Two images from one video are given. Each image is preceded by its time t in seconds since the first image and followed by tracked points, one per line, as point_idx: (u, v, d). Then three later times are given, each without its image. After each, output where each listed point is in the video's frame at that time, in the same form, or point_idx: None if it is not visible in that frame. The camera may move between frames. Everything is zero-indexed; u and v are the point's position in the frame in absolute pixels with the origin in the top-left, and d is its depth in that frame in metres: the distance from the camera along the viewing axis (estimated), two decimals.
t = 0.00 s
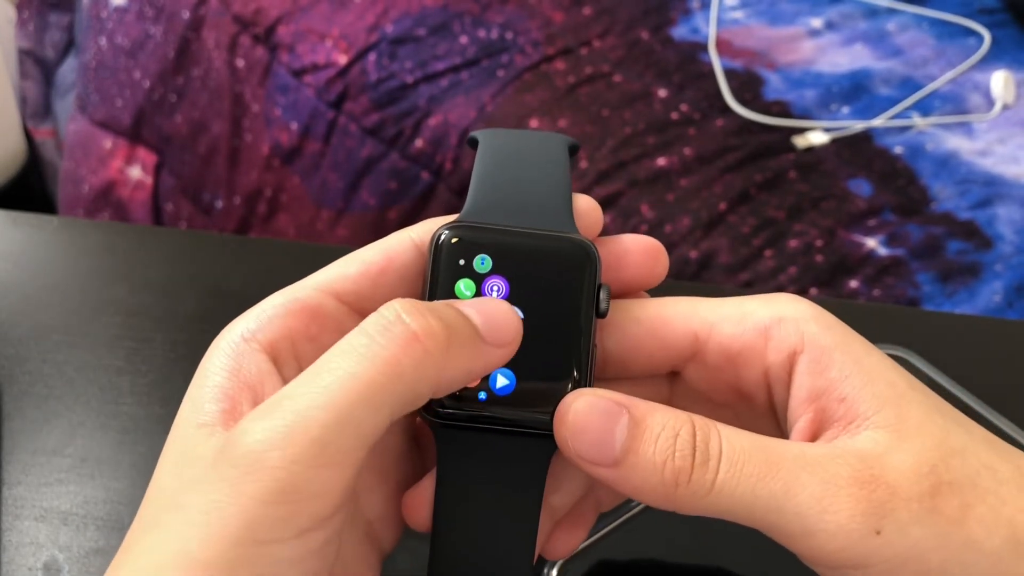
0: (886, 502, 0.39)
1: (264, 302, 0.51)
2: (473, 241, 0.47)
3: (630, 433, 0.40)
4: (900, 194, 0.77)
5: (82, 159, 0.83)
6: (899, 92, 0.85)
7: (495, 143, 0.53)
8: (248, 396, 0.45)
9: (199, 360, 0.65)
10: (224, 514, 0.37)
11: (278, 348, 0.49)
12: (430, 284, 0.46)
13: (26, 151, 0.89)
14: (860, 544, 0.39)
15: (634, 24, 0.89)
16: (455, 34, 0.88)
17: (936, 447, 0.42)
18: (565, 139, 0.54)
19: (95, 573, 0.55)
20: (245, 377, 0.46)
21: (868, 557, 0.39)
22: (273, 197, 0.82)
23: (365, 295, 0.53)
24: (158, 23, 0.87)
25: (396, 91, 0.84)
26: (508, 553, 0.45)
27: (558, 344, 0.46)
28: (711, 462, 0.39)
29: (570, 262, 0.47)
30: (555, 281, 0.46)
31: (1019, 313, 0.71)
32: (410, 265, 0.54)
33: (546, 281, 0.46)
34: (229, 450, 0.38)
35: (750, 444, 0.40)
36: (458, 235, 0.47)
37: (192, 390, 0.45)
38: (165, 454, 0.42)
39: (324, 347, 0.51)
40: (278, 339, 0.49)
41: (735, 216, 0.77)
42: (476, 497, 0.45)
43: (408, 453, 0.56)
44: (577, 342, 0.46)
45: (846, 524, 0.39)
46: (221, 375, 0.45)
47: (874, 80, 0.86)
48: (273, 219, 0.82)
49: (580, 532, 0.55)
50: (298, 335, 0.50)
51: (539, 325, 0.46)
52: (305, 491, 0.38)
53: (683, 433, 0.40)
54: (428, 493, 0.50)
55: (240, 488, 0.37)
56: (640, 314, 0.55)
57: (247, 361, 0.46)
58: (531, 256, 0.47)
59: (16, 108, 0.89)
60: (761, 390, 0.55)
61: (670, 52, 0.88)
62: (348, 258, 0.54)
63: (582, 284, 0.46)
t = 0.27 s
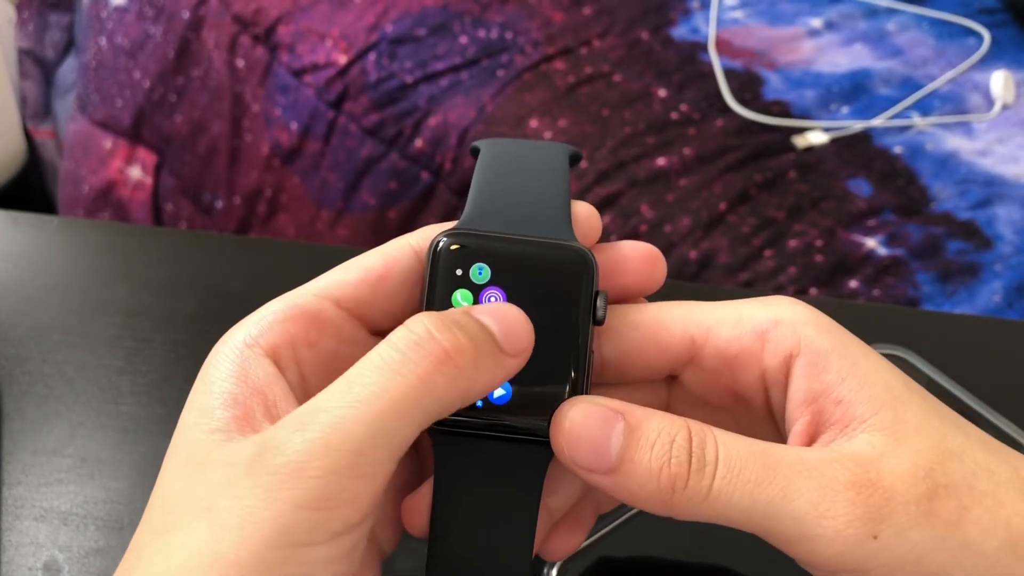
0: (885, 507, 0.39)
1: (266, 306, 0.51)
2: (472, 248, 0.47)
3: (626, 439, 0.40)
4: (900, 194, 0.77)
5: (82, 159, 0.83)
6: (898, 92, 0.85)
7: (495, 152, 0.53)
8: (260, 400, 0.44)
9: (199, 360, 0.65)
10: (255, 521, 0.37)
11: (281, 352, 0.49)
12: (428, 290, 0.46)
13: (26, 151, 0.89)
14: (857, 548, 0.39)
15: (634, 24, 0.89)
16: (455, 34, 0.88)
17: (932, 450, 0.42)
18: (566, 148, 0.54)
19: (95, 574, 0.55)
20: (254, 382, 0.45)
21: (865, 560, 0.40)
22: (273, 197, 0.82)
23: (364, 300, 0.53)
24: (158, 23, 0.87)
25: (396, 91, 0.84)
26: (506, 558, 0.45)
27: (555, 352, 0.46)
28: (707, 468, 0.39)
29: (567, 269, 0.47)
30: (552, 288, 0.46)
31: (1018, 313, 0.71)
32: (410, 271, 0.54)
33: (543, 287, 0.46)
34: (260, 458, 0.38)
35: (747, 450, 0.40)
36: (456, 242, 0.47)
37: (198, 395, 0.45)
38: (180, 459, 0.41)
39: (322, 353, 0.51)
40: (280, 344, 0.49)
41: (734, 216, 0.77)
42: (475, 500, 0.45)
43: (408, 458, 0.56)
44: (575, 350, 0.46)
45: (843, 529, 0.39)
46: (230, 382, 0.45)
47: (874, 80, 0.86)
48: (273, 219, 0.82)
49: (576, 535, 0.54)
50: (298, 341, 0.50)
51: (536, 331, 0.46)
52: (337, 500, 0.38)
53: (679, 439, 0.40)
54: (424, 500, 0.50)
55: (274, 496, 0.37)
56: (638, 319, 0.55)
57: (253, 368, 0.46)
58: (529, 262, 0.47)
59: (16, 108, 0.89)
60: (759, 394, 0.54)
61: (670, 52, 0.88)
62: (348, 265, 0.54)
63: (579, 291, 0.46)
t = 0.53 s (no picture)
0: (888, 501, 0.39)
1: (268, 307, 0.50)
2: (474, 246, 0.47)
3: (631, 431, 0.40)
4: (900, 194, 0.77)
5: (82, 159, 0.84)
6: (898, 92, 0.85)
7: (493, 151, 0.53)
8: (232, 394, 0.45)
9: (199, 360, 0.65)
10: (190, 507, 0.37)
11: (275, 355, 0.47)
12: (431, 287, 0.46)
13: (26, 151, 0.90)
14: (861, 542, 0.39)
15: (634, 24, 0.89)
16: (455, 34, 0.88)
17: (935, 446, 0.42)
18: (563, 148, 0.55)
19: (95, 573, 0.55)
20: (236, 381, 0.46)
21: (869, 555, 0.39)
22: (273, 197, 0.82)
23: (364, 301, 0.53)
24: (158, 23, 0.87)
25: (396, 91, 0.84)
26: (510, 557, 0.45)
27: (558, 348, 0.46)
28: (712, 460, 0.39)
29: (569, 265, 0.47)
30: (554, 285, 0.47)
31: (1018, 314, 0.71)
32: (410, 270, 0.54)
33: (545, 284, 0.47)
34: (186, 444, 0.39)
35: (752, 442, 0.40)
36: (458, 239, 0.47)
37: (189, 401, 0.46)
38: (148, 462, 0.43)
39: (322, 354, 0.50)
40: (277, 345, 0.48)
41: (735, 216, 0.77)
42: (479, 499, 0.45)
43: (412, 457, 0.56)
44: (576, 345, 0.46)
45: (848, 523, 0.39)
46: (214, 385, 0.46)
47: (874, 80, 0.86)
48: (273, 219, 0.82)
49: (578, 534, 0.54)
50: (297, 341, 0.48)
51: (539, 327, 0.46)
52: (264, 474, 0.39)
53: (684, 432, 0.40)
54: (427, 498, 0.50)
55: (199, 478, 0.38)
56: (639, 316, 0.55)
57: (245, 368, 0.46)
58: (531, 259, 0.47)
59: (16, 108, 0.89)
60: (761, 390, 0.55)
61: (670, 52, 0.88)
62: (348, 266, 0.54)
63: (580, 287, 0.47)
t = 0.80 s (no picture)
0: (890, 499, 0.39)
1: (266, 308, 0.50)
2: (475, 243, 0.47)
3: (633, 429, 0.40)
4: (900, 194, 0.77)
5: (83, 159, 0.84)
6: (898, 92, 0.85)
7: (495, 148, 0.53)
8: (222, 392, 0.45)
9: (200, 360, 0.65)
10: (178, 505, 0.37)
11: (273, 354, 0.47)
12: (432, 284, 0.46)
13: (26, 151, 0.90)
14: (865, 540, 0.39)
15: (634, 24, 0.89)
16: (455, 34, 0.88)
17: (937, 445, 0.42)
18: (566, 145, 0.54)
19: (95, 573, 0.55)
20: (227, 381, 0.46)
21: (871, 554, 0.39)
22: (273, 197, 0.82)
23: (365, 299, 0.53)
24: (158, 23, 0.87)
25: (396, 92, 0.84)
26: (511, 556, 0.45)
27: (559, 346, 0.46)
28: (715, 458, 0.39)
29: (571, 263, 0.47)
30: (555, 283, 0.47)
31: (1018, 314, 0.71)
32: (411, 269, 0.54)
33: (546, 282, 0.47)
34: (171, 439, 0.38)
35: (754, 441, 0.40)
36: (460, 236, 0.47)
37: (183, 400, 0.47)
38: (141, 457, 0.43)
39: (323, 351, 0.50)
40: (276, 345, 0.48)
41: (735, 216, 0.77)
42: (481, 497, 0.45)
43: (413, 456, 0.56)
44: (578, 344, 0.46)
45: (851, 521, 0.39)
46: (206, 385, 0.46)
47: (874, 80, 0.86)
48: (273, 219, 0.82)
49: (579, 532, 0.54)
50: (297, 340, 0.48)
51: (540, 326, 0.46)
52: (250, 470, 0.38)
53: (686, 430, 0.40)
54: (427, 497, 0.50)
55: (185, 473, 0.37)
56: (641, 314, 0.55)
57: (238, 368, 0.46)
58: (533, 257, 0.47)
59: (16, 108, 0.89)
60: (762, 389, 0.55)
61: (670, 53, 0.88)
62: (350, 265, 0.54)
63: (582, 285, 0.47)
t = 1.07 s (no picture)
0: (890, 498, 0.39)
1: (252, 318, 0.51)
2: (474, 243, 0.47)
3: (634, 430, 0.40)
4: (900, 194, 0.77)
5: (83, 159, 0.84)
6: (898, 92, 0.85)
7: (494, 146, 0.52)
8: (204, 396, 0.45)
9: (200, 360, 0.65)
10: (150, 496, 0.36)
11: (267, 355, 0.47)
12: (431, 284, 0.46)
13: (26, 151, 0.90)
14: (866, 540, 0.39)
15: (634, 24, 0.89)
16: (455, 34, 0.88)
17: (938, 445, 0.42)
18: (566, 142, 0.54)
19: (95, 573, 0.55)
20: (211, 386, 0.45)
21: (871, 554, 0.40)
22: (273, 197, 0.82)
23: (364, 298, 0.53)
24: (158, 23, 0.87)
25: (396, 92, 0.84)
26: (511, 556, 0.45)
27: (558, 346, 0.46)
28: (715, 459, 0.39)
29: (571, 264, 0.47)
30: (555, 283, 0.47)
31: (1018, 314, 0.71)
32: (411, 268, 0.54)
33: (546, 282, 0.47)
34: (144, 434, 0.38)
35: (755, 442, 0.40)
36: (459, 236, 0.47)
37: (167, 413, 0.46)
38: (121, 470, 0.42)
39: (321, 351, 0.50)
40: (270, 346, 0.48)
41: (734, 216, 0.77)
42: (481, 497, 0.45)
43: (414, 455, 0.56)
44: (577, 344, 0.46)
45: (851, 521, 0.39)
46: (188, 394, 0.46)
47: (874, 80, 0.86)
48: (273, 219, 0.82)
49: (579, 532, 0.54)
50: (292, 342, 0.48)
51: (540, 326, 0.46)
52: (222, 453, 0.37)
53: (687, 431, 0.40)
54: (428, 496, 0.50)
55: (157, 461, 0.37)
56: (641, 314, 0.55)
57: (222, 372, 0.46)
58: (532, 257, 0.47)
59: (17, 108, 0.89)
60: (762, 389, 0.55)
61: (670, 53, 0.88)
62: (348, 264, 0.54)
63: (581, 286, 0.47)
